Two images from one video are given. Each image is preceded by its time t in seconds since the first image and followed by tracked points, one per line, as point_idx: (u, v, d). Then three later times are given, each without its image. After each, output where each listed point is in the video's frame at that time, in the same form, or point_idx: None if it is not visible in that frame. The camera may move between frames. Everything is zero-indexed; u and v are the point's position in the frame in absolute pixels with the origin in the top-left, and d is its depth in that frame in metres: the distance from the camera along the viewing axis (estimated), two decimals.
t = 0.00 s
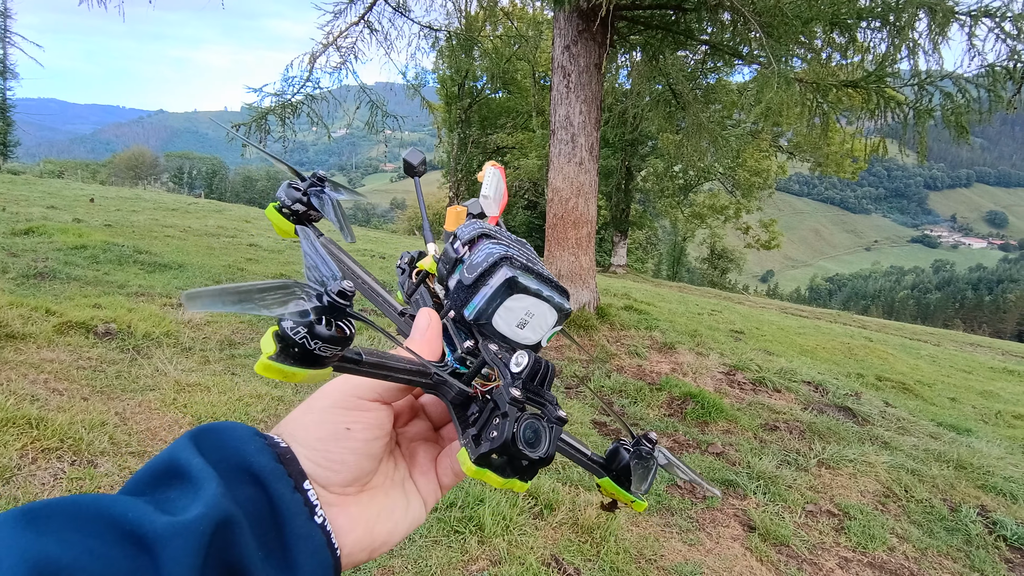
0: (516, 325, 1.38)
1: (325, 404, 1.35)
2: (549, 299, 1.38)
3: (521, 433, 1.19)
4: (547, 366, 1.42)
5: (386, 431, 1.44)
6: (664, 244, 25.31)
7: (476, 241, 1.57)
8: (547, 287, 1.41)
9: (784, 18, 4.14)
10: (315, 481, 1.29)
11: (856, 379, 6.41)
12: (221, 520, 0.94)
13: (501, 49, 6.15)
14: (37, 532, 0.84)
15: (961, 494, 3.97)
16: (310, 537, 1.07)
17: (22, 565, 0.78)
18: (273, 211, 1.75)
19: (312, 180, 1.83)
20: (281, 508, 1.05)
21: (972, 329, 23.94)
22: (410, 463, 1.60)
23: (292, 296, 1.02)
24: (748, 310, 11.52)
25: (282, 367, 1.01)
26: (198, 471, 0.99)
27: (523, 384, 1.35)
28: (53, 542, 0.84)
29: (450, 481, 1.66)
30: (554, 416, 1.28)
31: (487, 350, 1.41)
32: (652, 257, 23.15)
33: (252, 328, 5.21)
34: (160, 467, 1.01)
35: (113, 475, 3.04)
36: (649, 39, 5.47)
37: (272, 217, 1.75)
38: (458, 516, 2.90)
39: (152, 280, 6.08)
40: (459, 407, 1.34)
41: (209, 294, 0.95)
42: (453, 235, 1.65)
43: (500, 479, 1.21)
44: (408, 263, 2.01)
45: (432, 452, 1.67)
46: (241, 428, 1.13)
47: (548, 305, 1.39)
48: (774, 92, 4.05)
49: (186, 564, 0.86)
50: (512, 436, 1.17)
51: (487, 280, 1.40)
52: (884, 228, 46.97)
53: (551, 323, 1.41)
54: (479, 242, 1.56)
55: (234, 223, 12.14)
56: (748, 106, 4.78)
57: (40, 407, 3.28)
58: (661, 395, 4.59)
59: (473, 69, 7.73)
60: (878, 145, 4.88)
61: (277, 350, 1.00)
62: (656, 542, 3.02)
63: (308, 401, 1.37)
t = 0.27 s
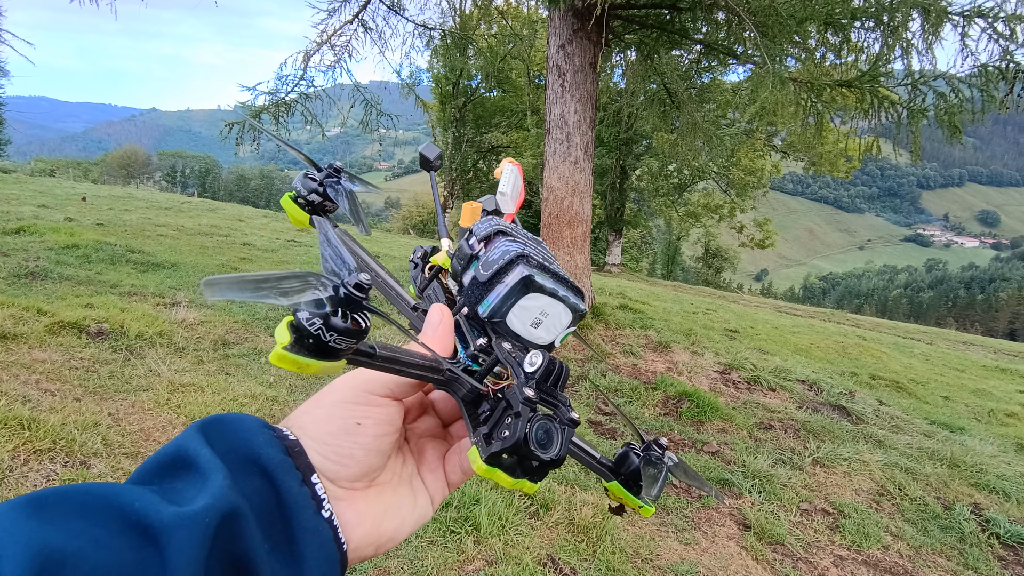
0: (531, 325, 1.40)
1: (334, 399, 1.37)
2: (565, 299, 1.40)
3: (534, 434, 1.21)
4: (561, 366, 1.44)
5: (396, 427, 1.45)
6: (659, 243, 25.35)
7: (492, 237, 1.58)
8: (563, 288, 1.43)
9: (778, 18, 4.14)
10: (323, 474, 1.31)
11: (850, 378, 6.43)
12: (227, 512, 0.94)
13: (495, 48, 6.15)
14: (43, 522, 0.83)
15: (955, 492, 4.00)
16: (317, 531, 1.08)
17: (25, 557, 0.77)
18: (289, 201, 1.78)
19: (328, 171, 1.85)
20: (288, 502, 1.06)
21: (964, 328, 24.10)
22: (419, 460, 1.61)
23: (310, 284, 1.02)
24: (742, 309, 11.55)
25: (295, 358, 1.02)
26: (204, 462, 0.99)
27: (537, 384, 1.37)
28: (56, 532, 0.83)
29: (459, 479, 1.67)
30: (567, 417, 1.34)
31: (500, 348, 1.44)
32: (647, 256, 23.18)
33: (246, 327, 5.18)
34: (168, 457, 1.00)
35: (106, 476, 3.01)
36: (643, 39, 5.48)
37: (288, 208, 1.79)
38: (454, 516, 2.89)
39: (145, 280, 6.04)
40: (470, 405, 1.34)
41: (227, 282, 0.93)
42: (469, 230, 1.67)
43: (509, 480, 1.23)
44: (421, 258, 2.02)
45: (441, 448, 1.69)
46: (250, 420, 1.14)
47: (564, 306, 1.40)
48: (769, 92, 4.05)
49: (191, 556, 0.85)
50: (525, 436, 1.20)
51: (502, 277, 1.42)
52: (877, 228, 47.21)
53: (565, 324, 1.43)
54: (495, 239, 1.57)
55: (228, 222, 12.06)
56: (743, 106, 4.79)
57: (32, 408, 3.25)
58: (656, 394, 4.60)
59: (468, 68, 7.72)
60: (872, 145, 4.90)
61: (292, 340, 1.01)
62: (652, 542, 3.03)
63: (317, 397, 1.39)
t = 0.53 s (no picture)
0: (542, 318, 1.39)
1: (347, 396, 1.37)
2: (576, 291, 1.39)
3: (548, 427, 1.23)
4: (573, 361, 1.45)
5: (408, 424, 1.46)
6: (655, 241, 25.38)
7: (501, 230, 1.63)
8: (575, 280, 1.42)
9: (774, 17, 4.15)
10: (337, 472, 1.31)
11: (845, 376, 6.47)
12: (241, 512, 0.95)
13: (492, 47, 6.15)
14: (60, 521, 0.84)
15: (949, 489, 4.02)
16: (332, 529, 1.07)
17: (43, 556, 0.78)
18: (297, 195, 1.90)
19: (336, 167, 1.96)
20: (303, 500, 1.06)
21: (958, 326, 24.22)
22: (432, 457, 1.62)
23: (323, 279, 1.02)
24: (738, 308, 11.58)
25: (313, 354, 1.02)
26: (219, 462, 1.00)
27: (551, 377, 1.38)
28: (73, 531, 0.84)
29: (472, 474, 1.67)
30: (580, 411, 1.34)
31: (512, 341, 1.46)
32: (643, 255, 23.21)
33: (242, 327, 5.17)
34: (183, 457, 1.02)
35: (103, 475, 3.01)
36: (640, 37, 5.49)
37: (296, 201, 1.90)
38: (452, 515, 2.90)
39: (141, 279, 6.03)
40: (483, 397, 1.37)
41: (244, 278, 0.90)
42: (482, 224, 1.69)
43: (525, 472, 1.25)
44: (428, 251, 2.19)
45: (454, 444, 1.69)
46: (263, 419, 1.14)
47: (575, 298, 1.39)
48: (764, 91, 4.07)
49: (205, 557, 0.86)
50: (539, 429, 1.21)
51: (513, 270, 1.44)
52: (872, 226, 47.37)
53: (577, 316, 1.41)
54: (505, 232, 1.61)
55: (223, 221, 12.03)
56: (738, 105, 4.81)
57: (28, 408, 3.24)
58: (652, 393, 4.61)
59: (464, 66, 7.71)
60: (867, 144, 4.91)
61: (307, 335, 1.01)
62: (649, 539, 3.04)
63: (330, 395, 1.40)
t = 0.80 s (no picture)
0: (540, 314, 1.35)
1: (346, 396, 1.36)
2: (574, 284, 1.34)
3: (555, 424, 1.26)
4: (576, 354, 1.41)
5: (410, 423, 1.45)
6: (649, 241, 25.44)
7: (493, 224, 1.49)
8: (570, 271, 1.37)
9: (768, 17, 4.17)
10: (339, 472, 1.30)
11: (838, 375, 6.50)
12: (240, 514, 0.94)
13: (486, 45, 6.15)
14: (62, 524, 0.85)
15: (941, 487, 4.05)
16: (333, 530, 1.05)
17: (47, 558, 0.79)
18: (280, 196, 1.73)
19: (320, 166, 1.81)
20: (303, 501, 1.05)
21: (949, 325, 24.40)
22: (433, 452, 1.62)
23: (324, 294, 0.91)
24: (731, 307, 11.62)
25: (318, 373, 0.94)
26: (219, 463, 1.00)
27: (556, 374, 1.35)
28: (76, 533, 0.84)
29: (473, 469, 1.69)
30: (585, 403, 1.34)
31: (513, 339, 1.41)
32: (638, 254, 23.26)
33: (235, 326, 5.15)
34: (186, 458, 1.02)
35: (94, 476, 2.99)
36: (634, 37, 5.50)
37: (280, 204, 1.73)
38: (446, 514, 2.89)
39: (133, 277, 5.99)
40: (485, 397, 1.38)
41: (253, 308, 0.80)
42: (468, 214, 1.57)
43: (533, 469, 1.29)
44: (419, 245, 1.94)
45: (455, 439, 1.69)
46: (263, 419, 1.13)
47: (573, 291, 1.35)
48: (758, 90, 4.09)
49: (205, 559, 0.86)
50: (546, 428, 1.24)
51: (509, 268, 1.35)
52: (865, 226, 47.64)
53: (573, 307, 1.38)
54: (497, 226, 1.49)
55: (216, 220, 11.97)
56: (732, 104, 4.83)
57: (18, 408, 3.21)
58: (646, 391, 4.62)
59: (459, 65, 7.70)
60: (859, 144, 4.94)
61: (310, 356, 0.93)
62: (643, 538, 3.05)
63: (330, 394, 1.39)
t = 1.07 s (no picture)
0: (554, 332, 1.34)
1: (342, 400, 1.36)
2: (596, 308, 1.33)
3: (555, 463, 1.27)
4: (588, 389, 1.40)
5: (406, 429, 1.45)
6: (645, 241, 25.48)
7: (521, 228, 1.48)
8: (593, 294, 1.35)
9: (764, 18, 4.19)
10: (333, 476, 1.31)
11: (833, 375, 6.53)
12: (231, 517, 0.94)
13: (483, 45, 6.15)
14: (47, 525, 0.85)
15: (934, 486, 4.08)
16: (324, 533, 1.08)
17: (32, 565, 0.79)
18: (293, 154, 1.65)
19: (339, 124, 1.69)
20: (295, 503, 1.06)
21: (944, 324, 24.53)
22: (427, 455, 1.63)
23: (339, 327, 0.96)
24: (727, 307, 11.66)
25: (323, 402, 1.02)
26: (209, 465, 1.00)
27: (563, 411, 1.35)
28: (62, 538, 0.85)
29: (466, 473, 1.70)
30: (587, 441, 1.36)
31: (524, 361, 1.41)
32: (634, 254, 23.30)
33: (231, 326, 5.13)
34: (176, 458, 1.03)
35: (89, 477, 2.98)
36: (631, 37, 5.51)
37: (291, 162, 1.66)
38: (443, 514, 2.89)
39: (128, 277, 5.97)
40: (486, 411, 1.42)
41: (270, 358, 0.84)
42: (496, 214, 1.53)
43: (526, 499, 1.32)
44: (432, 218, 1.90)
45: (449, 442, 1.70)
46: (255, 418, 1.13)
47: (593, 315, 1.33)
48: (754, 91, 4.10)
49: (196, 563, 0.86)
50: (546, 467, 1.26)
51: (530, 283, 1.33)
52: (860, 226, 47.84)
53: (589, 328, 1.36)
54: (525, 230, 1.47)
55: (212, 219, 11.93)
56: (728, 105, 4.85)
57: (12, 409, 3.20)
58: (643, 391, 4.63)
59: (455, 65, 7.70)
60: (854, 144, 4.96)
61: (319, 386, 0.98)
62: (639, 537, 3.06)
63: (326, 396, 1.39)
